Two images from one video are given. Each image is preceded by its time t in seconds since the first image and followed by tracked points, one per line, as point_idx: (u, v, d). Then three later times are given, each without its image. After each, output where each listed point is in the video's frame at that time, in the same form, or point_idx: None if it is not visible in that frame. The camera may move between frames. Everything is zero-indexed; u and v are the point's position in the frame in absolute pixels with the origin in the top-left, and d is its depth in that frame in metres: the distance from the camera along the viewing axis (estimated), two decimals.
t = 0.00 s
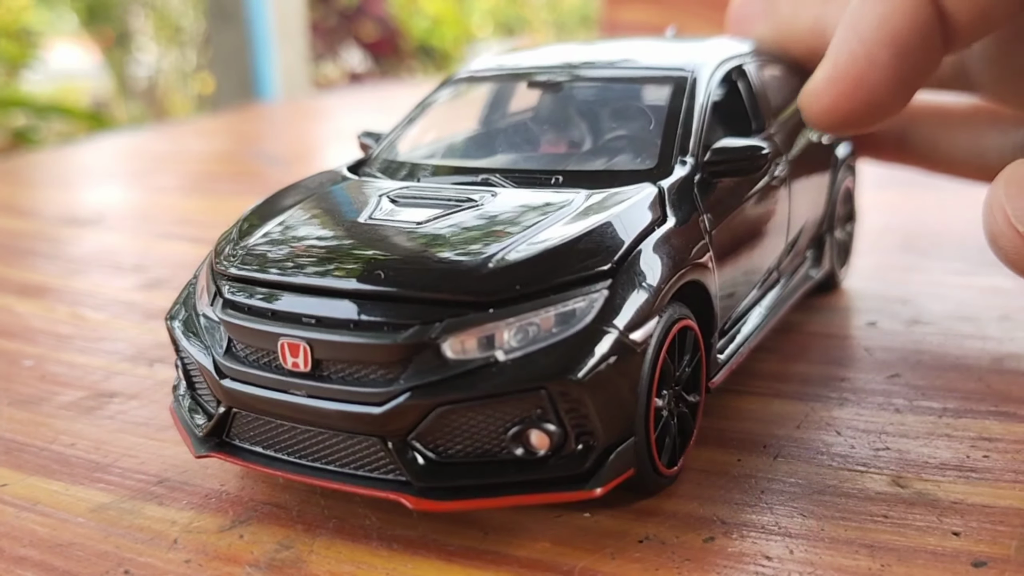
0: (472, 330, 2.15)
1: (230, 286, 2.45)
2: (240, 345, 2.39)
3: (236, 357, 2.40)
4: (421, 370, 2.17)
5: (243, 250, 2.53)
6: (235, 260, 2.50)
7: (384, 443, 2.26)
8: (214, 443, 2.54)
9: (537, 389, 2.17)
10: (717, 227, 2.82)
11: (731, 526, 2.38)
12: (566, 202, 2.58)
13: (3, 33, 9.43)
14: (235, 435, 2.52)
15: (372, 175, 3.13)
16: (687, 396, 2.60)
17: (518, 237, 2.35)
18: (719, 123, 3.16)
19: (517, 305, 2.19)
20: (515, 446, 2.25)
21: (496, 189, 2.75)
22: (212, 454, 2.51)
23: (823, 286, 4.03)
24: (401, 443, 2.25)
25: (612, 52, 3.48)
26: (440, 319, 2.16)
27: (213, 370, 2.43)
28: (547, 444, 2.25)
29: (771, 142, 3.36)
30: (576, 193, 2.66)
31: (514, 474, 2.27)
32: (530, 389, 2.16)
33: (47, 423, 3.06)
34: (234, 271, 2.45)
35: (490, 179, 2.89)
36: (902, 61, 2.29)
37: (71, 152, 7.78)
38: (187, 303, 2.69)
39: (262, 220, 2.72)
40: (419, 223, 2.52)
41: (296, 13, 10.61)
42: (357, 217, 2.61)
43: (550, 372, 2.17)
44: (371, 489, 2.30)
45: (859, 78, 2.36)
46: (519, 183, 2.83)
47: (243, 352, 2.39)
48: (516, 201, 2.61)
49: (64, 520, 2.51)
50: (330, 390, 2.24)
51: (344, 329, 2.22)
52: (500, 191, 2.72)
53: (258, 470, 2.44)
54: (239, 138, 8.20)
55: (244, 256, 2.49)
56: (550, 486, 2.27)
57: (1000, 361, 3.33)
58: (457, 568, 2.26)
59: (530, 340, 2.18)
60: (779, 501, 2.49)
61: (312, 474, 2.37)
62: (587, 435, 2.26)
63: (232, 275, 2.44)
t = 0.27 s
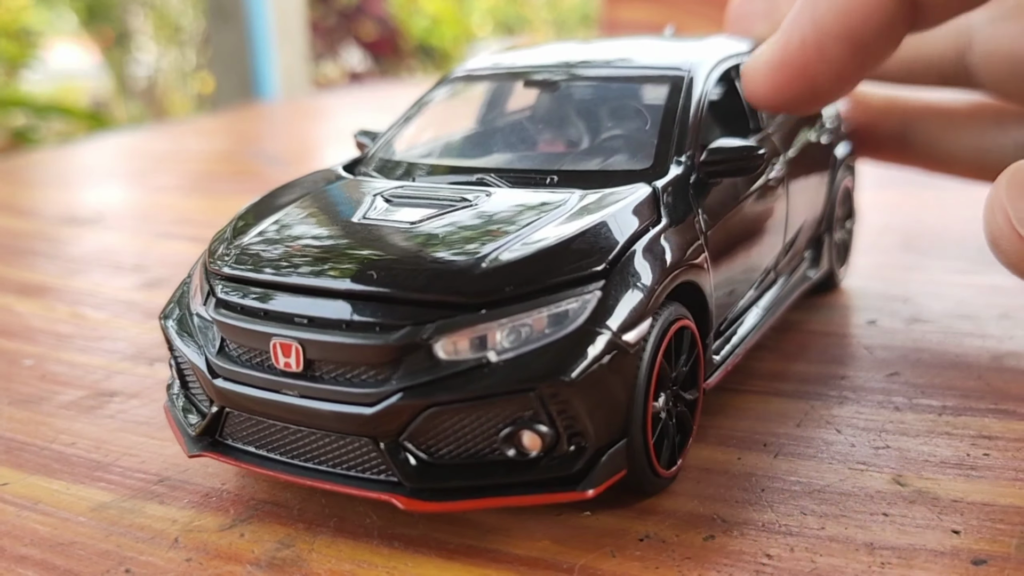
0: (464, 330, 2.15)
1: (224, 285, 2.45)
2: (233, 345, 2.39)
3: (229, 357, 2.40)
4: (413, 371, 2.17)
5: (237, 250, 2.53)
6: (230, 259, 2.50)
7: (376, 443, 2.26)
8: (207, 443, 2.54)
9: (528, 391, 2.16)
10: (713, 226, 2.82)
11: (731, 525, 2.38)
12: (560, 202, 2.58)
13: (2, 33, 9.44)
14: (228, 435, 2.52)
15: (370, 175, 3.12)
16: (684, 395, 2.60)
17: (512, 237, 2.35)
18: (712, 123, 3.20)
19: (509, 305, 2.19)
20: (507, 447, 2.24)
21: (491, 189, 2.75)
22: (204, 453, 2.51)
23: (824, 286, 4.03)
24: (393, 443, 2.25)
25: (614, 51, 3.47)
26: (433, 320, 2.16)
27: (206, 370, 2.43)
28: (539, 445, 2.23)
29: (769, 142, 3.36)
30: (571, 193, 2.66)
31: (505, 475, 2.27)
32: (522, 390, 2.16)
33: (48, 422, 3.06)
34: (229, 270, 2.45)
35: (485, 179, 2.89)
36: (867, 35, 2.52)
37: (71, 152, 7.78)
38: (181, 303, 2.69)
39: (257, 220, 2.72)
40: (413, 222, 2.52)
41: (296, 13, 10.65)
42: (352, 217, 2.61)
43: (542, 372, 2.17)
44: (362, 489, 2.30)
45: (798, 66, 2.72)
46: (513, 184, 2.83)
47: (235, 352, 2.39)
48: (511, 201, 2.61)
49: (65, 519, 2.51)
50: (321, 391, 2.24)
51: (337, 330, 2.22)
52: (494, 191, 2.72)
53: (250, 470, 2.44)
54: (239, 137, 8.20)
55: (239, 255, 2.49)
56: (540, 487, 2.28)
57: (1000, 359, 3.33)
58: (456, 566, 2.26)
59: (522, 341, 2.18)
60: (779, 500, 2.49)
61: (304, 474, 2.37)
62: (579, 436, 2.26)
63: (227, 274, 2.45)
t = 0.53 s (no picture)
0: (485, 326, 2.14)
1: (241, 279, 2.44)
2: (254, 338, 2.38)
3: (251, 350, 2.39)
4: (434, 366, 2.16)
5: (255, 244, 2.51)
6: (242, 253, 2.50)
7: (398, 436, 2.25)
8: (226, 435, 2.54)
9: (548, 386, 2.16)
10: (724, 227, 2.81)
11: (732, 523, 2.38)
12: (577, 200, 2.57)
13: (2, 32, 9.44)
14: (248, 427, 2.52)
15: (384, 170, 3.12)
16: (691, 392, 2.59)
17: (531, 234, 2.34)
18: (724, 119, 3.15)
19: (529, 302, 2.18)
20: (527, 441, 2.23)
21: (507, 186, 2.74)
22: (225, 445, 2.51)
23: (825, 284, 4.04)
24: (415, 437, 2.24)
25: (611, 49, 3.48)
26: (455, 315, 2.15)
27: (227, 363, 2.42)
28: (560, 439, 2.24)
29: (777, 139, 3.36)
30: (586, 191, 2.66)
31: (524, 469, 2.26)
32: (542, 384, 2.16)
33: (49, 422, 3.06)
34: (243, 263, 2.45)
35: (500, 176, 2.88)
36: (840, 56, 2.64)
37: (70, 151, 7.79)
38: (199, 296, 2.68)
39: (272, 215, 2.71)
40: (428, 218, 2.50)
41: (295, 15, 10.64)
42: (370, 213, 2.58)
43: (561, 368, 2.16)
44: (385, 481, 2.30)
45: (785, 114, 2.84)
46: (529, 181, 2.82)
47: (257, 345, 2.38)
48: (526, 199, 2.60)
49: (66, 518, 2.51)
50: (343, 384, 2.23)
51: (358, 324, 2.20)
52: (509, 188, 2.71)
53: (271, 462, 2.43)
54: (239, 137, 8.20)
55: (251, 249, 2.49)
56: (559, 481, 2.27)
57: (1000, 358, 3.33)
58: (457, 565, 2.26)
59: (543, 337, 2.17)
60: (780, 499, 2.49)
61: (326, 466, 2.37)
62: (598, 430, 2.25)
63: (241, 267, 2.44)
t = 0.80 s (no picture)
0: (495, 324, 2.13)
1: (251, 274, 2.42)
2: (263, 334, 2.36)
3: (259, 346, 2.37)
4: (444, 364, 2.15)
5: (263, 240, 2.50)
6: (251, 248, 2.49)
7: (407, 433, 2.24)
8: (234, 430, 2.53)
9: (558, 384, 2.16)
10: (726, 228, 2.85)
11: (732, 522, 2.38)
12: (585, 197, 2.55)
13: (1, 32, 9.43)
14: (256, 422, 2.51)
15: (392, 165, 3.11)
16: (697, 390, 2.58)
17: (543, 231, 2.33)
18: (732, 117, 3.10)
19: (540, 300, 2.17)
20: (536, 440, 2.23)
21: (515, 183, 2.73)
22: (232, 441, 2.50)
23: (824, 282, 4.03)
24: (424, 434, 2.23)
25: (609, 46, 3.46)
26: (464, 313, 2.14)
27: (234, 357, 2.40)
28: (567, 438, 2.23)
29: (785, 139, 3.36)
30: (592, 189, 2.64)
31: (532, 467, 2.25)
32: (552, 383, 2.15)
33: (46, 421, 3.06)
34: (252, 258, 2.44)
35: (507, 173, 2.87)
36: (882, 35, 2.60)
37: (69, 151, 7.78)
38: (206, 289, 2.67)
39: (278, 209, 2.70)
40: (439, 215, 2.48)
41: (294, 15, 10.63)
42: (379, 209, 2.56)
43: (572, 367, 2.15)
44: (392, 478, 2.28)
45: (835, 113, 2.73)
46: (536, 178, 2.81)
47: (265, 341, 2.36)
48: (532, 195, 2.59)
49: (63, 517, 2.51)
50: (353, 381, 2.21)
51: (367, 321, 2.19)
52: (517, 185, 2.70)
53: (279, 458, 2.42)
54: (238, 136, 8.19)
55: (259, 244, 2.48)
56: (567, 480, 2.26)
57: (1000, 356, 3.33)
58: (457, 564, 2.26)
59: (553, 336, 2.17)
60: (781, 497, 2.48)
61: (334, 463, 2.36)
62: (607, 429, 2.25)
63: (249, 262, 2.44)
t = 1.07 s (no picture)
0: (503, 327, 2.12)
1: (253, 271, 2.41)
2: (265, 333, 2.35)
3: (262, 345, 2.35)
4: (450, 367, 2.14)
5: (265, 236, 2.49)
6: (254, 245, 2.47)
7: (412, 436, 2.23)
8: (234, 429, 2.52)
9: (567, 388, 2.14)
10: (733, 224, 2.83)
11: (732, 521, 2.37)
12: (590, 197, 2.54)
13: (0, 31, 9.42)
14: (256, 421, 2.50)
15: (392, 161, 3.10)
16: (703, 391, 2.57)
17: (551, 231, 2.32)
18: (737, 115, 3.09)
19: (547, 303, 2.16)
20: (543, 444, 2.22)
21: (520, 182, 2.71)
22: (233, 439, 2.49)
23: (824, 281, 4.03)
24: (430, 437, 2.23)
25: (606, 41, 3.47)
26: (472, 316, 2.12)
27: (236, 356, 2.39)
28: (574, 442, 2.22)
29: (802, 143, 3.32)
30: (598, 188, 2.63)
31: (538, 471, 2.25)
32: (561, 387, 2.14)
33: (45, 420, 3.05)
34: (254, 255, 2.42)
35: (513, 172, 2.85)
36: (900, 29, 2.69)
37: (68, 150, 7.77)
38: (207, 286, 2.65)
39: (281, 205, 2.69)
40: (445, 214, 2.47)
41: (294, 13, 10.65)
42: (383, 207, 2.55)
43: (580, 371, 2.14)
44: (396, 481, 2.28)
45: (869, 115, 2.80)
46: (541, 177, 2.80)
47: (269, 340, 2.35)
48: (537, 194, 2.57)
49: (62, 517, 2.50)
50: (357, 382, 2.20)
51: (373, 322, 2.18)
52: (523, 184, 2.69)
53: (280, 458, 2.42)
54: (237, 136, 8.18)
55: (262, 240, 2.47)
56: (572, 483, 2.26)
57: (1000, 355, 3.32)
58: (457, 563, 2.26)
59: (561, 339, 2.15)
60: (782, 496, 2.48)
61: (336, 464, 2.36)
62: (614, 433, 2.24)
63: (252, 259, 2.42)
